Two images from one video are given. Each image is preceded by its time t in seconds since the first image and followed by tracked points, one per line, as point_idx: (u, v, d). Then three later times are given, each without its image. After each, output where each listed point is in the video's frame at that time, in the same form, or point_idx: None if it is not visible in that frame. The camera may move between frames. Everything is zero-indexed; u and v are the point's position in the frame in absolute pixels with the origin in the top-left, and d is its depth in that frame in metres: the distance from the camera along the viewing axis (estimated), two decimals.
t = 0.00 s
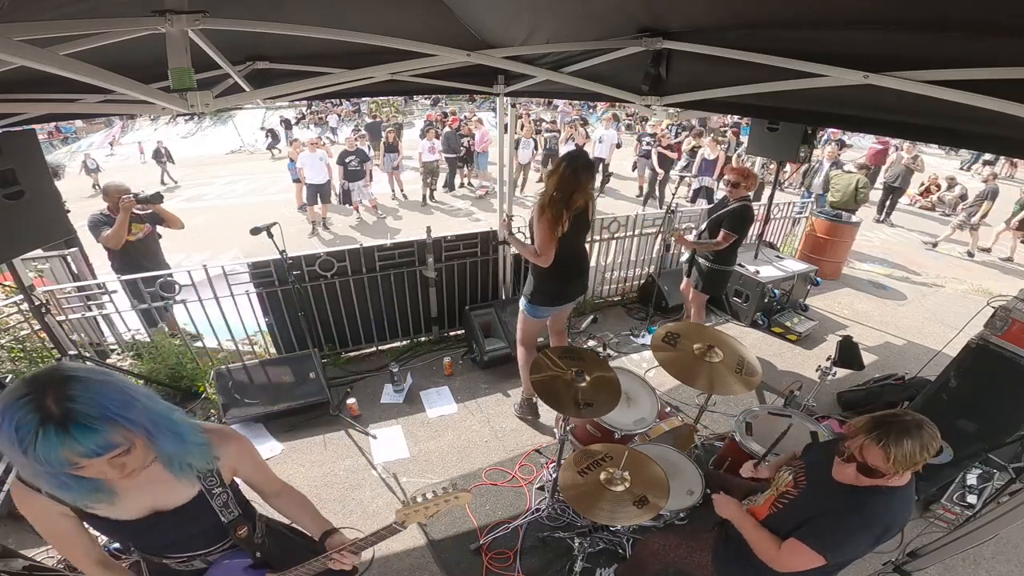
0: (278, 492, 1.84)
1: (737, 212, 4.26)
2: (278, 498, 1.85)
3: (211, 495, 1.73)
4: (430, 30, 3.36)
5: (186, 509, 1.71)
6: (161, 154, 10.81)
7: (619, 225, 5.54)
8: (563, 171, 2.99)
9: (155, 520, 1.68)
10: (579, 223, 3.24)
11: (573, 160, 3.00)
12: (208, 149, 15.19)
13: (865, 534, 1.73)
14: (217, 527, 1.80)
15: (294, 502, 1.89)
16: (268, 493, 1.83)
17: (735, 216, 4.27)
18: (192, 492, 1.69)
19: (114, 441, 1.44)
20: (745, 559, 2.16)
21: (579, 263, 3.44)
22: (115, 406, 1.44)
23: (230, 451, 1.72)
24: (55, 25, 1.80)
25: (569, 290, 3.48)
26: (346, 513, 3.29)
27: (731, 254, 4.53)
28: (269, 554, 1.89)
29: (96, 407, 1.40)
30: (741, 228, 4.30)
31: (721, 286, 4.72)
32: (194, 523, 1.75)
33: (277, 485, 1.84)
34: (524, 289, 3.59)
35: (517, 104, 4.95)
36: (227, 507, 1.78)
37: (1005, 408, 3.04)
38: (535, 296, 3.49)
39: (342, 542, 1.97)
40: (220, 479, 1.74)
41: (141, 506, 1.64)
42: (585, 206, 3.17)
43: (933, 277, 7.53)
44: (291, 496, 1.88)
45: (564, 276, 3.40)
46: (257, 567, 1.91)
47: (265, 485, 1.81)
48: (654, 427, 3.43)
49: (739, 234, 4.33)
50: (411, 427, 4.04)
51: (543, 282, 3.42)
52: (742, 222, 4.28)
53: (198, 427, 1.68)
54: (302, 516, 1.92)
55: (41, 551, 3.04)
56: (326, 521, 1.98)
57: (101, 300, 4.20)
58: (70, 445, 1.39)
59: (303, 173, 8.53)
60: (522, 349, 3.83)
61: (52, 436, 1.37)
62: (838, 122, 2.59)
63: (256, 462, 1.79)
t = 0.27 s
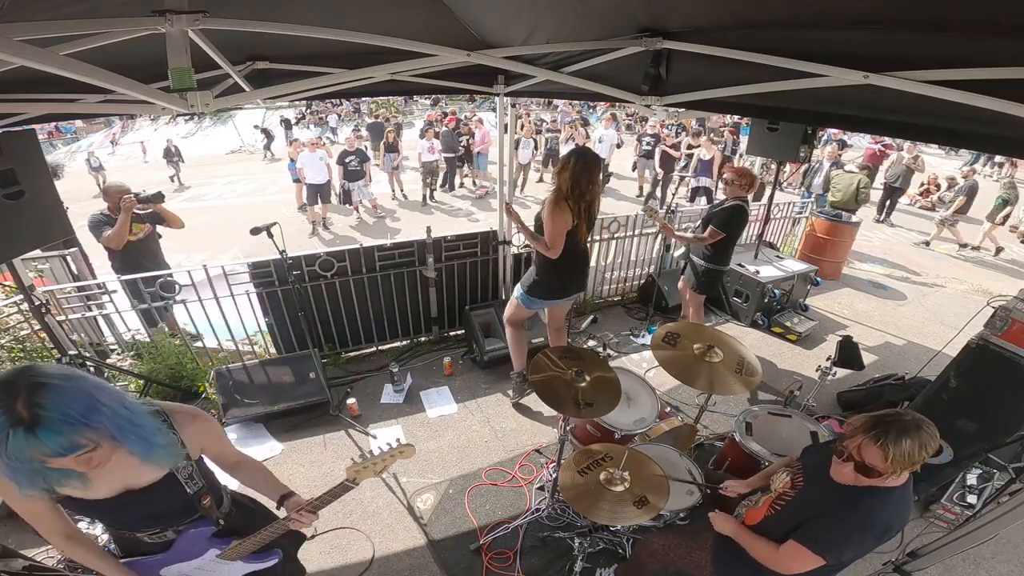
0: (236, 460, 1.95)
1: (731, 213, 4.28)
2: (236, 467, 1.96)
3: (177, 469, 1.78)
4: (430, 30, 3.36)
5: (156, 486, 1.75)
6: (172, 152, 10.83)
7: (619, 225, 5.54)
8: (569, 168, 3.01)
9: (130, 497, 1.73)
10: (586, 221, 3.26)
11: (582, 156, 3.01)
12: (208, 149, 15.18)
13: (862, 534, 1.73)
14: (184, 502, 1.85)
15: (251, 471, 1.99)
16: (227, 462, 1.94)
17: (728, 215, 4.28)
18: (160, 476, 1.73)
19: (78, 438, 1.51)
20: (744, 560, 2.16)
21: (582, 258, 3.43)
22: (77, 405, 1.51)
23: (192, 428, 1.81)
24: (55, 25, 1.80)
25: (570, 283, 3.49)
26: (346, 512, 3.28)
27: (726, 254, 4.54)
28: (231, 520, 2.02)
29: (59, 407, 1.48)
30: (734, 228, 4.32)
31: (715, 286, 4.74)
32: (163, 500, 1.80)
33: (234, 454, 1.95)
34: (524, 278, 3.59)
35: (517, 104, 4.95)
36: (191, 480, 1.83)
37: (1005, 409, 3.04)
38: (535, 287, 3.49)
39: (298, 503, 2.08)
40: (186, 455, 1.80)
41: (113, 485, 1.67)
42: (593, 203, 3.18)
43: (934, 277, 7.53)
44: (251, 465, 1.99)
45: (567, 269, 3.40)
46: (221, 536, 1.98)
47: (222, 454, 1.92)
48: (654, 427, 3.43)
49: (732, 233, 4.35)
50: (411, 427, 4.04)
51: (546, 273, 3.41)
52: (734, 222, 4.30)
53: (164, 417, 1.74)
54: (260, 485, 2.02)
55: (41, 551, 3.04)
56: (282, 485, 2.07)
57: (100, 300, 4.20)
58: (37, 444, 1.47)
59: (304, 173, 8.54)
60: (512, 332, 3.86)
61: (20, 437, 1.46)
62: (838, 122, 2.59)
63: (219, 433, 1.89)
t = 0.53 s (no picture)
0: (209, 441, 1.97)
1: (721, 207, 4.31)
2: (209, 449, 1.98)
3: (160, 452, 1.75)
4: (430, 30, 3.36)
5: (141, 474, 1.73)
6: (177, 151, 10.83)
7: (619, 225, 5.54)
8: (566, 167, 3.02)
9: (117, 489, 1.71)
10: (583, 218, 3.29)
11: (581, 158, 3.01)
12: (208, 149, 15.18)
13: (860, 534, 1.73)
14: (168, 488, 1.83)
15: (225, 450, 2.04)
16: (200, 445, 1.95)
17: (717, 210, 4.32)
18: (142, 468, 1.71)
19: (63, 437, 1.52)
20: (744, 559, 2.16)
21: (573, 260, 3.43)
22: (62, 406, 1.52)
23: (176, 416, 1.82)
24: (55, 25, 1.80)
25: (559, 284, 3.48)
26: (346, 512, 3.29)
27: (721, 250, 4.54)
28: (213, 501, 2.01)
29: (43, 408, 1.50)
30: (725, 223, 4.36)
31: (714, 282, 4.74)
32: (150, 487, 1.78)
33: (207, 436, 1.95)
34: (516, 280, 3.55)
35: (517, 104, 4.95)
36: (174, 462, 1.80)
37: (1005, 409, 3.03)
38: (525, 286, 3.46)
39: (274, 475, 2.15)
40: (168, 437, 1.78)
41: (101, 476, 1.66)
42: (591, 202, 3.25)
43: (934, 277, 7.53)
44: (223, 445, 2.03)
45: (556, 269, 3.39)
46: (206, 518, 1.99)
47: (195, 437, 1.91)
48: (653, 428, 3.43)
49: (724, 228, 4.39)
50: (411, 427, 4.04)
51: (535, 272, 3.39)
52: (724, 216, 4.34)
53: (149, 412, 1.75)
54: (233, 462, 2.07)
55: (41, 551, 3.04)
56: (254, 460, 2.14)
57: (101, 300, 4.20)
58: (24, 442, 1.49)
59: (304, 173, 8.54)
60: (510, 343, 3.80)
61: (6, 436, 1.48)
62: (838, 122, 2.59)
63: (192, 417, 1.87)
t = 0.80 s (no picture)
0: (204, 449, 1.95)
1: (718, 203, 4.32)
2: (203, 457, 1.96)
3: (146, 456, 1.76)
4: (430, 30, 3.36)
5: (128, 478, 1.73)
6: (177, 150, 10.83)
7: (619, 225, 5.55)
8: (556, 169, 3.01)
9: (101, 493, 1.71)
10: (572, 223, 3.29)
11: (567, 161, 3.00)
12: (208, 149, 15.17)
13: (860, 536, 1.73)
14: (158, 490, 1.82)
15: (220, 460, 2.01)
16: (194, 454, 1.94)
17: (713, 206, 4.33)
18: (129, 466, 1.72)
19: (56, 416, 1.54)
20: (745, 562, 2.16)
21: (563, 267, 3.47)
22: (50, 387, 1.55)
23: (159, 420, 1.81)
24: (55, 25, 1.80)
25: (549, 293, 3.49)
26: (346, 512, 3.29)
27: (717, 246, 4.55)
28: (212, 506, 2.02)
29: (35, 389, 1.52)
30: (721, 219, 4.37)
31: (711, 280, 4.71)
32: (137, 491, 1.78)
33: (201, 444, 1.95)
34: (505, 290, 3.52)
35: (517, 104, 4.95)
36: (162, 464, 1.81)
37: (1005, 409, 3.03)
38: (515, 296, 3.46)
39: (269, 478, 2.14)
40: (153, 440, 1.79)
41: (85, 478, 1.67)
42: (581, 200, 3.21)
43: (934, 277, 7.53)
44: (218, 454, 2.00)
45: (546, 279, 3.40)
46: (206, 524, 1.98)
47: (188, 444, 1.91)
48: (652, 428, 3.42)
49: (720, 224, 4.40)
50: (411, 427, 4.04)
51: (525, 284, 3.39)
52: (721, 212, 4.35)
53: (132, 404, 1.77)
54: (230, 469, 2.05)
55: (41, 551, 3.04)
56: (250, 466, 2.10)
57: (100, 300, 4.20)
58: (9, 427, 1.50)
59: (304, 173, 8.54)
60: (505, 355, 3.79)
61: None
62: (838, 122, 2.59)
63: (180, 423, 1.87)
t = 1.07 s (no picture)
0: (210, 463, 1.96)
1: (717, 203, 4.34)
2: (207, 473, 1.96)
3: (144, 469, 1.75)
4: (430, 30, 3.36)
5: (128, 489, 1.73)
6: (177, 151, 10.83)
7: (619, 225, 5.55)
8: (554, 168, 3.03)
9: (100, 505, 1.71)
10: (575, 221, 3.29)
11: (565, 159, 3.02)
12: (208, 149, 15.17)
13: (859, 537, 1.73)
14: (160, 505, 1.82)
15: (227, 474, 1.99)
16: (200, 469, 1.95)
17: (711, 205, 4.36)
18: (131, 471, 1.72)
19: (73, 408, 1.59)
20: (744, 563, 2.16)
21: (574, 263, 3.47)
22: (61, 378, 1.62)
23: (159, 429, 1.79)
24: (54, 25, 1.79)
25: (561, 287, 3.49)
26: (346, 512, 3.29)
27: (715, 245, 4.55)
28: (218, 523, 1.99)
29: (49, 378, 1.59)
30: (719, 218, 4.38)
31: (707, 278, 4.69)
32: (134, 504, 1.76)
33: (207, 460, 1.95)
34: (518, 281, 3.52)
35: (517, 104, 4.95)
36: (162, 478, 1.80)
37: (1005, 409, 3.02)
38: (529, 288, 3.45)
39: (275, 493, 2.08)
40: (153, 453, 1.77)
41: (91, 488, 1.67)
42: (579, 203, 3.21)
43: (934, 277, 7.53)
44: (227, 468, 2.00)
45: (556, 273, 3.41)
46: (213, 540, 1.98)
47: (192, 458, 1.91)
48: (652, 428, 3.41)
49: (718, 223, 4.41)
50: (411, 427, 4.04)
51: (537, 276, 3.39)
52: (719, 211, 4.37)
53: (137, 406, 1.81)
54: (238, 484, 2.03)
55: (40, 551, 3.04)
56: (256, 481, 2.08)
57: (101, 300, 4.19)
58: (30, 427, 1.53)
59: (304, 173, 8.54)
60: (511, 350, 3.80)
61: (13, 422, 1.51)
62: (839, 122, 2.59)
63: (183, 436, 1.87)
